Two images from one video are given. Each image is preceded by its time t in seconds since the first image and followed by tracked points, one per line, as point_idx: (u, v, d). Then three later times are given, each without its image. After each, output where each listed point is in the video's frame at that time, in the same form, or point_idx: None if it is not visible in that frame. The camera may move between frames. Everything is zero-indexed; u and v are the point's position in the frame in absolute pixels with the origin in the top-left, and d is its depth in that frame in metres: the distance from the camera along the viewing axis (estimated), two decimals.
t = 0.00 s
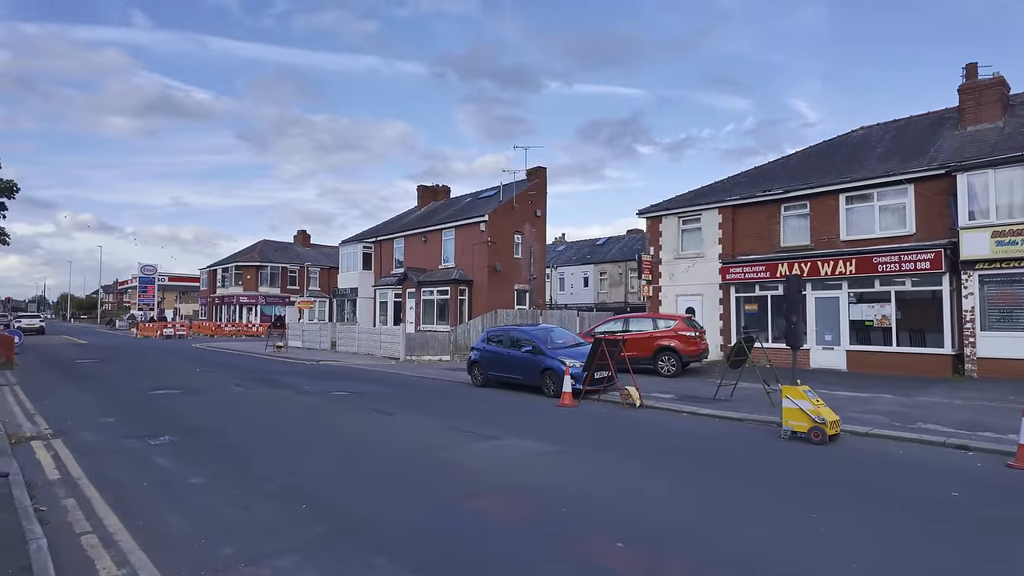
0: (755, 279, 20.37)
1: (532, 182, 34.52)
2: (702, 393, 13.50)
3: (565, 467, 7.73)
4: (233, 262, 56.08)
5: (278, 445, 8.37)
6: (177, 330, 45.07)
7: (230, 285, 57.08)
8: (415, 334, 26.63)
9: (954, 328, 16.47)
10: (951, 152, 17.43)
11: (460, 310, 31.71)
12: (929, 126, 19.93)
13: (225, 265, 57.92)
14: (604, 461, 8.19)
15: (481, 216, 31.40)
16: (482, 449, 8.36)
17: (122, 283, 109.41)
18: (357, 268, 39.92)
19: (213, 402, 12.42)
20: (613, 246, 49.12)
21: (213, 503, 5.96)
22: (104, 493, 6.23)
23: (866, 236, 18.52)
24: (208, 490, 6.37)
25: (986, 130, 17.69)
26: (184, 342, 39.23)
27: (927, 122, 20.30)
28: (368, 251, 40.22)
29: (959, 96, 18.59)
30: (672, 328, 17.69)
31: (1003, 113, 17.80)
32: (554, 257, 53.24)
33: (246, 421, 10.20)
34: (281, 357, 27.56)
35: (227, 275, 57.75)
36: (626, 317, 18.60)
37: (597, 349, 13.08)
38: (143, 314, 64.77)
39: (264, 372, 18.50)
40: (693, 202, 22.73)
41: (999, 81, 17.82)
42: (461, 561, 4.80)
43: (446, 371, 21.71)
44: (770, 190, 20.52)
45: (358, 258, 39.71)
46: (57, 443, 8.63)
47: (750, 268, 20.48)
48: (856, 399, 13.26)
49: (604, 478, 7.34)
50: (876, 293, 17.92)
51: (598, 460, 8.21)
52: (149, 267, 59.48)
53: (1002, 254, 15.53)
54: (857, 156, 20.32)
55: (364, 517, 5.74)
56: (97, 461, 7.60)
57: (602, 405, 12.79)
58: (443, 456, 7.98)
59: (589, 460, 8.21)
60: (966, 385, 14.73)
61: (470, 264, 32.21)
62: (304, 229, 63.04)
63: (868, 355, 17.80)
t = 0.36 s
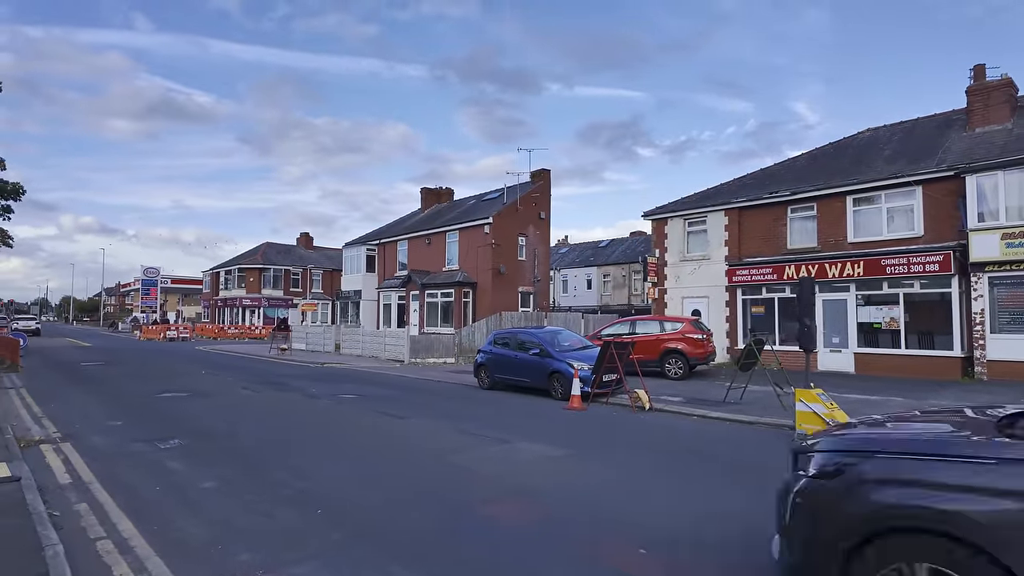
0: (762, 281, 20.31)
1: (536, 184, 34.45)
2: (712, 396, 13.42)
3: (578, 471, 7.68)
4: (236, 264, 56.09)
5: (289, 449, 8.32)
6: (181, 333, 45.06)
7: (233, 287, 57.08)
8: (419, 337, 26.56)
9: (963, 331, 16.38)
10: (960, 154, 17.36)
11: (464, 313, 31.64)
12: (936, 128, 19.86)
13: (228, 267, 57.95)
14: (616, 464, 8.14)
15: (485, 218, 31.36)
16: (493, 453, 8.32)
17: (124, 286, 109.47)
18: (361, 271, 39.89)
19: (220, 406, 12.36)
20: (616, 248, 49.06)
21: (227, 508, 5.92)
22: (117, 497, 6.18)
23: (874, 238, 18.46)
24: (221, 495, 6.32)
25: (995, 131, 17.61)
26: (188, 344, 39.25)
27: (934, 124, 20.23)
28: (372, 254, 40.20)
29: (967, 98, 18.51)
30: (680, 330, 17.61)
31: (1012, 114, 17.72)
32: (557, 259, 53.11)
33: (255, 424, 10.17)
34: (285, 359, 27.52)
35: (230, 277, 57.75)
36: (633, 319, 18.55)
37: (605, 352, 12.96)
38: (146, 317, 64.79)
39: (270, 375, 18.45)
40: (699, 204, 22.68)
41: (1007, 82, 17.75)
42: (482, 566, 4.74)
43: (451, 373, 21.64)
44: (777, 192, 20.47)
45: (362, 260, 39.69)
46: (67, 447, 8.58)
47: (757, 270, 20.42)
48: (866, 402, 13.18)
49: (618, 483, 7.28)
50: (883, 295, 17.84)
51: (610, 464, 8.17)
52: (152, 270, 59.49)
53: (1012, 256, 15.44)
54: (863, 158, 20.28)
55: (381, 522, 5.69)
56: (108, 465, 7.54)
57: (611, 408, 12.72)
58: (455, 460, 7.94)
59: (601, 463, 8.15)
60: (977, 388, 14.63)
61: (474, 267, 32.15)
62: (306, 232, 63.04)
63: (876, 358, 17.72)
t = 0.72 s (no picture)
0: (767, 281, 20.25)
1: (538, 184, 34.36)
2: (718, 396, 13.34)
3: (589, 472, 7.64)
4: (237, 265, 56.03)
5: (297, 450, 8.28)
6: (181, 334, 44.95)
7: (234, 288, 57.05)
8: (422, 337, 26.48)
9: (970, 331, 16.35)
10: (966, 153, 17.30)
11: (467, 313, 31.56)
12: (941, 128, 19.80)
13: (229, 268, 57.90)
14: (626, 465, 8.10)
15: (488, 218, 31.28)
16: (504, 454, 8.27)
17: (124, 287, 109.33)
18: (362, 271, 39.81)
19: (224, 406, 12.29)
20: (618, 248, 48.99)
21: (237, 510, 5.85)
22: (124, 499, 6.10)
23: (880, 238, 18.41)
24: (231, 496, 6.27)
25: (1001, 130, 17.55)
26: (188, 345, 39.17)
27: (939, 123, 20.18)
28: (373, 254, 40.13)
29: (973, 97, 18.45)
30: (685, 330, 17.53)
31: (1018, 113, 17.65)
32: (558, 259, 53.01)
33: (260, 424, 10.12)
34: (287, 360, 27.43)
35: (231, 278, 57.70)
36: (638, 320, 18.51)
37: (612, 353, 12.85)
38: (146, 318, 64.69)
39: (273, 375, 18.37)
40: (703, 203, 22.63)
41: (1014, 81, 17.68)
42: (504, 563, 4.73)
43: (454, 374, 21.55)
44: (781, 192, 20.42)
45: (364, 260, 39.61)
46: (71, 448, 8.50)
47: (762, 270, 20.36)
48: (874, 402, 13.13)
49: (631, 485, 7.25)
50: (889, 295, 17.81)
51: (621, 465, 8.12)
52: (152, 271, 59.39)
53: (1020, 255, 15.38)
54: (868, 158, 20.22)
55: (395, 524, 5.62)
56: (113, 467, 7.46)
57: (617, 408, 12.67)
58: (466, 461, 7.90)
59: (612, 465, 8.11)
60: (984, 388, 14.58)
61: (477, 267, 32.07)
62: (307, 232, 62.94)
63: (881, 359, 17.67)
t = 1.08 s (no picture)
0: (772, 279, 20.08)
1: (541, 181, 34.19)
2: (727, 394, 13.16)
3: (602, 479, 7.59)
4: (237, 264, 55.88)
5: (301, 449, 8.13)
6: (181, 332, 44.77)
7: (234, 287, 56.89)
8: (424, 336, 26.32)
9: (978, 328, 16.19)
10: (974, 148, 17.16)
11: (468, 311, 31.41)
12: (948, 123, 19.66)
13: (229, 267, 57.72)
14: (640, 471, 8.11)
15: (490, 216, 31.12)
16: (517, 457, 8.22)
17: (124, 286, 109.17)
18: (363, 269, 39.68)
19: (226, 405, 12.15)
20: (619, 246, 48.82)
21: (242, 510, 5.70)
22: (126, 500, 5.94)
23: (886, 234, 18.26)
24: (235, 497, 6.12)
25: (1009, 126, 17.41)
26: (188, 344, 39.00)
27: (945, 119, 20.04)
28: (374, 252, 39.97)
29: (980, 92, 18.29)
30: (689, 328, 17.37)
31: None
32: (559, 258, 52.86)
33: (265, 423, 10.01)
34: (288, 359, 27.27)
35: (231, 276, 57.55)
36: (642, 317, 18.35)
37: (619, 349, 12.72)
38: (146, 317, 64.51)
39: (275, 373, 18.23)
40: (707, 200, 22.50)
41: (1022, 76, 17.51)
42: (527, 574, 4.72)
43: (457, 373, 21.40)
44: (786, 188, 20.31)
45: (365, 258, 39.46)
46: (71, 447, 8.34)
47: (767, 267, 20.21)
48: (882, 399, 12.99)
49: (645, 492, 7.24)
50: (896, 292, 17.62)
51: (633, 470, 8.12)
52: (152, 270, 59.19)
53: None
54: (874, 154, 20.06)
55: (409, 528, 5.51)
56: (114, 466, 7.31)
57: (623, 405, 12.53)
58: (479, 463, 7.87)
59: (624, 470, 8.13)
60: (993, 385, 14.44)
61: (478, 265, 31.94)
62: (307, 231, 62.83)
63: (888, 356, 17.51)
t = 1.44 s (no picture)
0: (779, 276, 19.84)
1: (543, 178, 33.91)
2: (736, 394, 12.91)
3: (617, 481, 7.36)
4: (238, 262, 55.66)
5: (301, 453, 7.90)
6: (182, 330, 44.60)
7: (235, 285, 56.67)
8: (426, 334, 26.07)
9: (990, 326, 15.95)
10: (985, 143, 16.90)
11: (470, 309, 31.17)
12: (957, 119, 19.40)
13: (229, 265, 57.50)
14: (656, 472, 7.88)
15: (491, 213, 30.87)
16: (527, 460, 7.99)
17: (124, 284, 109.00)
18: (364, 267, 39.43)
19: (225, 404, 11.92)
20: (621, 244, 48.55)
21: (243, 517, 5.46)
22: (121, 505, 5.70)
23: (895, 231, 18.01)
24: (235, 503, 5.87)
25: (1020, 120, 17.14)
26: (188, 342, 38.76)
27: (954, 114, 19.78)
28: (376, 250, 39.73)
29: (990, 87, 18.02)
30: (696, 326, 17.13)
31: None
32: (561, 255, 52.58)
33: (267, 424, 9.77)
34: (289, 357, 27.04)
35: (231, 274, 57.35)
36: (648, 315, 18.12)
37: (626, 348, 12.47)
38: (146, 316, 64.28)
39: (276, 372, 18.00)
40: (713, 197, 22.28)
41: None
42: None
43: (460, 371, 21.17)
44: (793, 185, 20.08)
45: (366, 256, 39.21)
46: (66, 450, 8.10)
47: (774, 264, 19.96)
48: (894, 398, 12.74)
49: (661, 493, 7.01)
50: (906, 290, 17.36)
51: (647, 471, 7.90)
52: (152, 268, 58.96)
53: None
54: (882, 150, 19.81)
55: (418, 535, 5.27)
56: (110, 468, 7.08)
57: (631, 405, 12.29)
58: (490, 467, 7.65)
59: (636, 472, 7.87)
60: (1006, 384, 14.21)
61: (480, 263, 31.71)
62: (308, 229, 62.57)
63: (898, 355, 17.27)
